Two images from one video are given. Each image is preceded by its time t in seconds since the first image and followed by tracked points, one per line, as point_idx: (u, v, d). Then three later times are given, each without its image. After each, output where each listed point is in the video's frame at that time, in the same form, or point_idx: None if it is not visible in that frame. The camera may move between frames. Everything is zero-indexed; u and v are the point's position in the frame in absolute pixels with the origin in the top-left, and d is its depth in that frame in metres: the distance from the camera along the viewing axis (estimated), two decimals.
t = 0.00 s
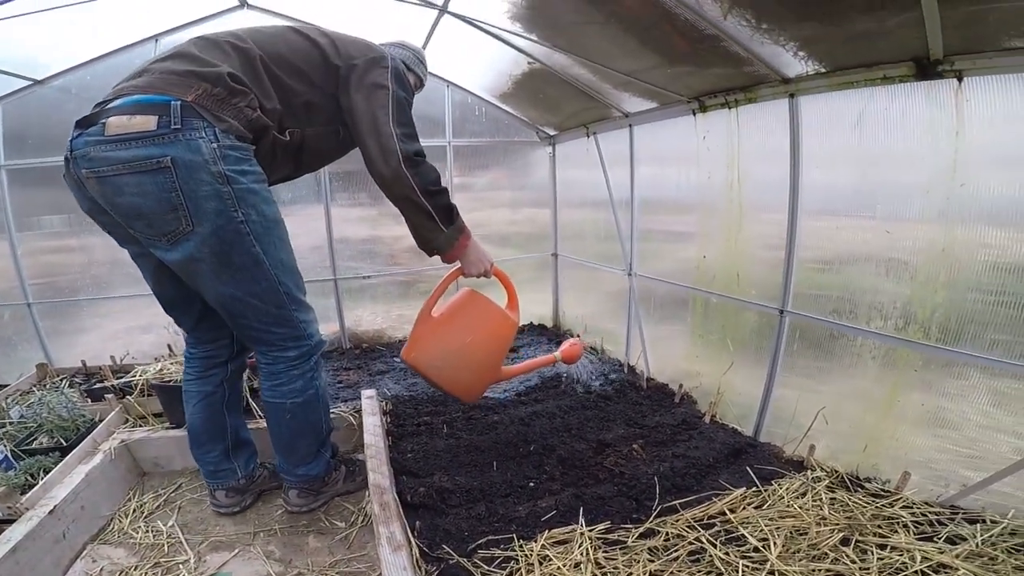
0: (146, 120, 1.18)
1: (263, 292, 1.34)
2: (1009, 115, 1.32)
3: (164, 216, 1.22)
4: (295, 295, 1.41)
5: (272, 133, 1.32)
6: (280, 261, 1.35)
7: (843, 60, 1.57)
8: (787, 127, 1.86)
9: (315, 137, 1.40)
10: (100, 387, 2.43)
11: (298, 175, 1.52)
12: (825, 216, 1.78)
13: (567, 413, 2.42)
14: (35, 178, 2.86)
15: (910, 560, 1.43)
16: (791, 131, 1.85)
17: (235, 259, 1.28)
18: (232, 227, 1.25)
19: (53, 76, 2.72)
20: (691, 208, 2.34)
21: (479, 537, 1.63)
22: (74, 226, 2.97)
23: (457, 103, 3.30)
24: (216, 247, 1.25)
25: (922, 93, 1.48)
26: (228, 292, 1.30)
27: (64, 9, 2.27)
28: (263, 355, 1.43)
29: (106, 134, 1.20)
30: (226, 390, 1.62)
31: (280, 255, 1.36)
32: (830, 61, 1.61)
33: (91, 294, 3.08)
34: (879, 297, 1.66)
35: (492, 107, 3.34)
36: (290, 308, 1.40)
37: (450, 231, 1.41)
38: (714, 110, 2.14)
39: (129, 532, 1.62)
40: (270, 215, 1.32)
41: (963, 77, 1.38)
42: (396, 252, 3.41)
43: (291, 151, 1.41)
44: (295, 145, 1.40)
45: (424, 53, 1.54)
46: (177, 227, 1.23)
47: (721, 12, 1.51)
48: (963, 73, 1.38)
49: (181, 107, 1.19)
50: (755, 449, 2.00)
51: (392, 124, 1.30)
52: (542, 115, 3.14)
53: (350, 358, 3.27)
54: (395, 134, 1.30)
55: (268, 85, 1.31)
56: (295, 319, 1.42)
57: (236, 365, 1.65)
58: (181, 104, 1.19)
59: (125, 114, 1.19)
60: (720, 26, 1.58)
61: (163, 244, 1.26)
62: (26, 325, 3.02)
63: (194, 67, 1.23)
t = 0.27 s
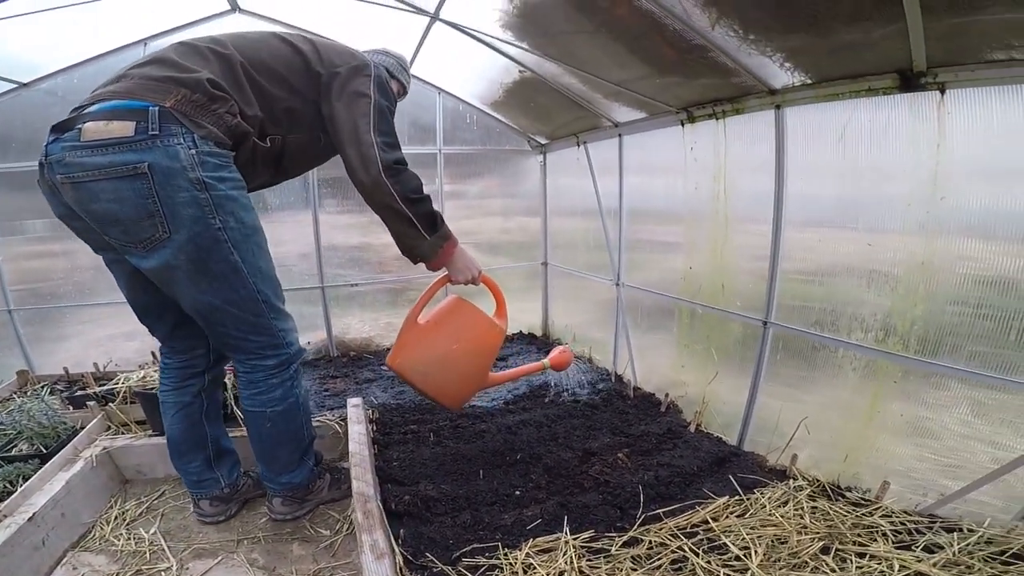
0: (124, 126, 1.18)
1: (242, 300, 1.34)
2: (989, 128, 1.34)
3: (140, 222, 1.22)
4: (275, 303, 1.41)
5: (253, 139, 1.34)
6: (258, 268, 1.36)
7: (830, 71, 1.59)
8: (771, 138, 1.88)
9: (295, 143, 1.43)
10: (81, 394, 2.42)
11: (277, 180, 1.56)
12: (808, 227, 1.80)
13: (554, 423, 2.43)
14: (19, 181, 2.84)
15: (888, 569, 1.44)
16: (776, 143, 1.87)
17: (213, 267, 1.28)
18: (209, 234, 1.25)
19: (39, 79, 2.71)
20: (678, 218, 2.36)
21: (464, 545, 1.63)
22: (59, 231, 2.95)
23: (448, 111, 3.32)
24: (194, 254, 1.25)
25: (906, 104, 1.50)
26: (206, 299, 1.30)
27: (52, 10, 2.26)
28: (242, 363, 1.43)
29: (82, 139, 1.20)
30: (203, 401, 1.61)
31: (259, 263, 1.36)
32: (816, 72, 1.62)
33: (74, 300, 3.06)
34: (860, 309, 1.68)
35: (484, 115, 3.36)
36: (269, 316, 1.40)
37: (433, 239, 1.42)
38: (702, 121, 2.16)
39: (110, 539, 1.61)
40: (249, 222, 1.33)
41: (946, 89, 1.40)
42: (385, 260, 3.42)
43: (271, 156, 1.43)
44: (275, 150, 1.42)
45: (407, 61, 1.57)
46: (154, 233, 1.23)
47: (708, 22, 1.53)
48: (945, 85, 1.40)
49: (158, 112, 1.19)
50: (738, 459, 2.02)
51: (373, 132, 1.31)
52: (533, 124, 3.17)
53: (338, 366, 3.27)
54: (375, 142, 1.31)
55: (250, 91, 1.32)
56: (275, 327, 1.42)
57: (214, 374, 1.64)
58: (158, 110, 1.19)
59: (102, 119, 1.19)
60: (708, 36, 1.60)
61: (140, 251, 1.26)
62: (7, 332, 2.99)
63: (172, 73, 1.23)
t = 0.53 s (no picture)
0: (105, 128, 1.17)
1: (225, 304, 1.33)
2: (975, 134, 1.35)
3: (122, 225, 1.21)
4: (259, 307, 1.41)
5: (236, 141, 1.34)
6: (242, 272, 1.35)
7: (817, 76, 1.60)
8: (760, 143, 1.89)
9: (280, 146, 1.43)
10: (64, 398, 2.42)
11: (262, 182, 1.54)
12: (794, 232, 1.82)
13: (543, 426, 2.44)
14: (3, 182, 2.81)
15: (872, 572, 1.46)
16: (764, 148, 1.88)
17: (195, 270, 1.27)
18: (192, 237, 1.24)
19: (24, 82, 2.68)
20: (667, 223, 2.37)
21: (453, 549, 1.63)
22: (46, 236, 2.92)
23: (438, 114, 3.32)
24: (176, 257, 1.24)
25: (892, 110, 1.51)
26: (188, 303, 1.29)
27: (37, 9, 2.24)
28: (226, 367, 1.42)
29: (62, 142, 1.19)
30: (188, 405, 1.60)
31: (243, 266, 1.35)
32: (804, 77, 1.63)
33: (57, 304, 3.03)
34: (845, 314, 1.69)
35: (475, 118, 3.37)
36: (253, 320, 1.39)
37: (417, 243, 1.41)
38: (691, 125, 2.18)
39: (95, 543, 1.59)
40: (233, 225, 1.33)
41: (931, 94, 1.41)
42: (375, 263, 3.41)
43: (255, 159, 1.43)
44: (259, 152, 1.42)
45: (392, 64, 1.58)
46: (136, 236, 1.22)
47: (698, 26, 1.54)
48: (931, 90, 1.41)
49: (140, 114, 1.19)
50: (725, 462, 2.04)
51: (355, 134, 1.31)
52: (524, 127, 3.17)
53: (326, 370, 3.26)
54: (356, 144, 1.30)
55: (233, 93, 1.31)
56: (258, 331, 1.41)
57: (200, 378, 1.63)
58: (140, 112, 1.19)
59: (83, 122, 1.18)
60: (698, 40, 1.61)
61: (121, 254, 1.25)
62: None
63: (154, 75, 1.23)
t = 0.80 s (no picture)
0: (90, 129, 1.17)
1: (212, 305, 1.33)
2: (965, 137, 1.36)
3: (108, 225, 1.21)
4: (246, 309, 1.40)
5: (224, 142, 1.34)
6: (229, 273, 1.35)
7: (808, 78, 1.60)
8: (751, 145, 1.89)
9: (268, 146, 1.43)
10: (53, 399, 2.42)
11: (252, 183, 1.54)
12: (785, 235, 1.82)
13: (536, 428, 2.44)
14: None
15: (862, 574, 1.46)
16: (755, 150, 1.88)
17: (181, 270, 1.27)
18: (178, 237, 1.24)
19: (14, 82, 2.66)
20: (659, 225, 2.38)
21: (445, 550, 1.62)
22: (36, 237, 2.92)
23: (432, 116, 3.32)
24: (162, 257, 1.24)
25: (882, 113, 1.52)
26: (174, 304, 1.29)
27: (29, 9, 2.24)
28: (213, 368, 1.41)
29: (48, 142, 1.19)
30: (177, 407, 1.59)
31: (230, 267, 1.35)
32: (794, 80, 1.64)
33: (46, 305, 3.02)
34: (836, 316, 1.70)
35: (468, 120, 3.37)
36: (239, 321, 1.39)
37: (402, 244, 1.41)
38: (683, 128, 2.18)
39: (83, 544, 1.58)
40: (220, 226, 1.32)
41: (921, 96, 1.42)
42: (368, 264, 3.41)
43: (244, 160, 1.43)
44: (249, 153, 1.42)
45: (384, 66, 1.58)
46: (122, 237, 1.22)
47: (689, 28, 1.54)
48: (921, 93, 1.41)
49: (126, 115, 1.19)
50: (717, 464, 2.04)
51: (342, 133, 1.31)
52: (518, 129, 3.18)
53: (318, 371, 3.26)
54: (344, 144, 1.31)
55: (221, 94, 1.32)
56: (245, 332, 1.41)
57: (188, 379, 1.63)
58: (126, 113, 1.19)
59: (68, 123, 1.18)
60: (690, 43, 1.62)
61: (107, 254, 1.25)
62: None
63: (140, 77, 1.23)
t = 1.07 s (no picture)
0: (79, 129, 1.17)
1: (201, 305, 1.32)
2: (956, 137, 1.36)
3: (97, 225, 1.21)
4: (237, 309, 1.40)
5: (213, 141, 1.34)
6: (219, 272, 1.35)
7: (800, 79, 1.61)
8: (744, 146, 1.90)
9: (259, 145, 1.43)
10: (45, 399, 2.41)
11: (244, 183, 1.55)
12: (777, 235, 1.82)
13: (530, 428, 2.44)
14: None
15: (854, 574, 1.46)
16: (748, 151, 1.88)
17: (170, 270, 1.27)
18: (166, 237, 1.24)
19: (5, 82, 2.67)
20: (653, 225, 2.38)
21: (439, 550, 1.62)
22: (26, 237, 2.92)
23: (426, 116, 3.32)
24: (151, 257, 1.24)
25: (873, 113, 1.52)
26: (163, 304, 1.29)
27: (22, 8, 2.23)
28: (203, 368, 1.41)
29: (36, 143, 1.19)
30: (169, 406, 1.59)
31: (219, 267, 1.35)
32: (786, 80, 1.64)
33: (39, 305, 3.01)
34: (828, 317, 1.70)
35: (463, 120, 3.37)
36: (229, 321, 1.39)
37: (384, 240, 1.41)
38: (676, 128, 2.19)
39: (75, 544, 1.58)
40: (210, 225, 1.32)
41: (912, 97, 1.42)
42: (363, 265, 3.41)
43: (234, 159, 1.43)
44: (239, 152, 1.43)
45: (375, 66, 1.60)
46: (111, 236, 1.22)
47: (683, 29, 1.54)
48: (912, 93, 1.42)
49: (115, 116, 1.19)
50: (710, 464, 2.04)
51: (327, 128, 1.32)
52: (512, 130, 3.18)
53: (312, 372, 3.26)
54: (326, 137, 1.31)
55: (211, 93, 1.32)
56: (236, 332, 1.41)
57: (181, 379, 1.62)
58: (115, 113, 1.19)
59: (57, 123, 1.18)
60: (683, 43, 1.62)
61: (97, 254, 1.24)
62: None
63: (128, 77, 1.23)
